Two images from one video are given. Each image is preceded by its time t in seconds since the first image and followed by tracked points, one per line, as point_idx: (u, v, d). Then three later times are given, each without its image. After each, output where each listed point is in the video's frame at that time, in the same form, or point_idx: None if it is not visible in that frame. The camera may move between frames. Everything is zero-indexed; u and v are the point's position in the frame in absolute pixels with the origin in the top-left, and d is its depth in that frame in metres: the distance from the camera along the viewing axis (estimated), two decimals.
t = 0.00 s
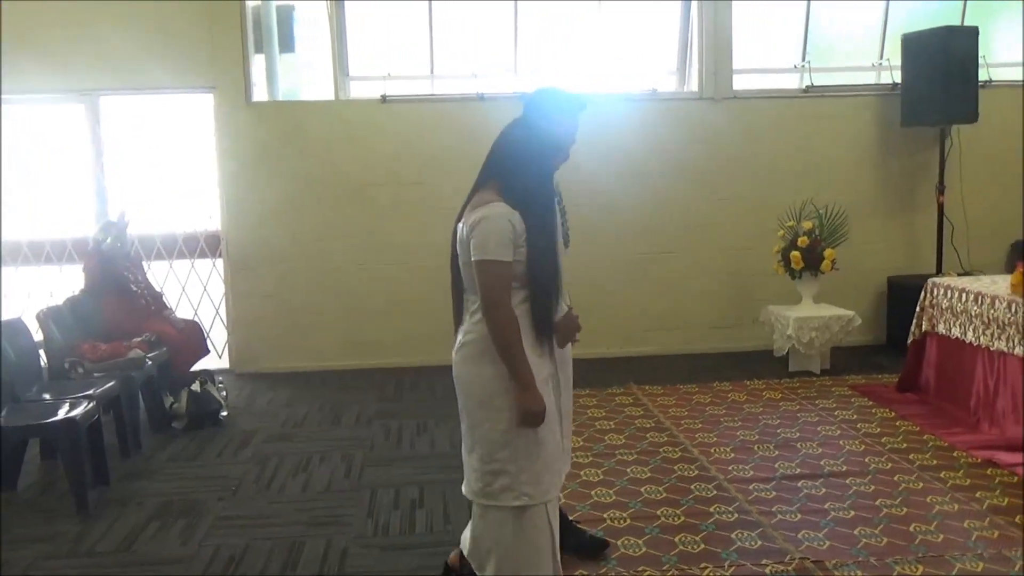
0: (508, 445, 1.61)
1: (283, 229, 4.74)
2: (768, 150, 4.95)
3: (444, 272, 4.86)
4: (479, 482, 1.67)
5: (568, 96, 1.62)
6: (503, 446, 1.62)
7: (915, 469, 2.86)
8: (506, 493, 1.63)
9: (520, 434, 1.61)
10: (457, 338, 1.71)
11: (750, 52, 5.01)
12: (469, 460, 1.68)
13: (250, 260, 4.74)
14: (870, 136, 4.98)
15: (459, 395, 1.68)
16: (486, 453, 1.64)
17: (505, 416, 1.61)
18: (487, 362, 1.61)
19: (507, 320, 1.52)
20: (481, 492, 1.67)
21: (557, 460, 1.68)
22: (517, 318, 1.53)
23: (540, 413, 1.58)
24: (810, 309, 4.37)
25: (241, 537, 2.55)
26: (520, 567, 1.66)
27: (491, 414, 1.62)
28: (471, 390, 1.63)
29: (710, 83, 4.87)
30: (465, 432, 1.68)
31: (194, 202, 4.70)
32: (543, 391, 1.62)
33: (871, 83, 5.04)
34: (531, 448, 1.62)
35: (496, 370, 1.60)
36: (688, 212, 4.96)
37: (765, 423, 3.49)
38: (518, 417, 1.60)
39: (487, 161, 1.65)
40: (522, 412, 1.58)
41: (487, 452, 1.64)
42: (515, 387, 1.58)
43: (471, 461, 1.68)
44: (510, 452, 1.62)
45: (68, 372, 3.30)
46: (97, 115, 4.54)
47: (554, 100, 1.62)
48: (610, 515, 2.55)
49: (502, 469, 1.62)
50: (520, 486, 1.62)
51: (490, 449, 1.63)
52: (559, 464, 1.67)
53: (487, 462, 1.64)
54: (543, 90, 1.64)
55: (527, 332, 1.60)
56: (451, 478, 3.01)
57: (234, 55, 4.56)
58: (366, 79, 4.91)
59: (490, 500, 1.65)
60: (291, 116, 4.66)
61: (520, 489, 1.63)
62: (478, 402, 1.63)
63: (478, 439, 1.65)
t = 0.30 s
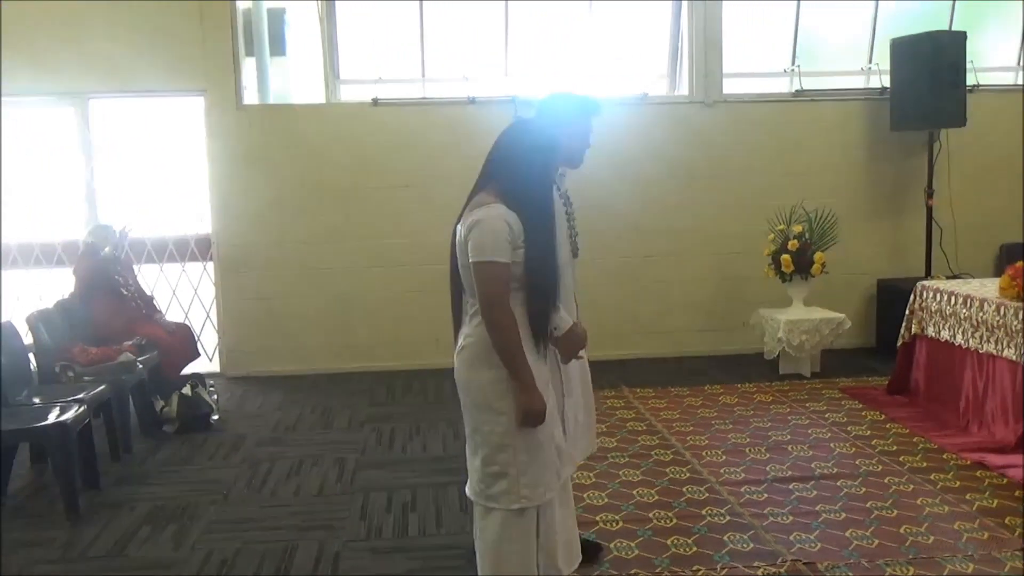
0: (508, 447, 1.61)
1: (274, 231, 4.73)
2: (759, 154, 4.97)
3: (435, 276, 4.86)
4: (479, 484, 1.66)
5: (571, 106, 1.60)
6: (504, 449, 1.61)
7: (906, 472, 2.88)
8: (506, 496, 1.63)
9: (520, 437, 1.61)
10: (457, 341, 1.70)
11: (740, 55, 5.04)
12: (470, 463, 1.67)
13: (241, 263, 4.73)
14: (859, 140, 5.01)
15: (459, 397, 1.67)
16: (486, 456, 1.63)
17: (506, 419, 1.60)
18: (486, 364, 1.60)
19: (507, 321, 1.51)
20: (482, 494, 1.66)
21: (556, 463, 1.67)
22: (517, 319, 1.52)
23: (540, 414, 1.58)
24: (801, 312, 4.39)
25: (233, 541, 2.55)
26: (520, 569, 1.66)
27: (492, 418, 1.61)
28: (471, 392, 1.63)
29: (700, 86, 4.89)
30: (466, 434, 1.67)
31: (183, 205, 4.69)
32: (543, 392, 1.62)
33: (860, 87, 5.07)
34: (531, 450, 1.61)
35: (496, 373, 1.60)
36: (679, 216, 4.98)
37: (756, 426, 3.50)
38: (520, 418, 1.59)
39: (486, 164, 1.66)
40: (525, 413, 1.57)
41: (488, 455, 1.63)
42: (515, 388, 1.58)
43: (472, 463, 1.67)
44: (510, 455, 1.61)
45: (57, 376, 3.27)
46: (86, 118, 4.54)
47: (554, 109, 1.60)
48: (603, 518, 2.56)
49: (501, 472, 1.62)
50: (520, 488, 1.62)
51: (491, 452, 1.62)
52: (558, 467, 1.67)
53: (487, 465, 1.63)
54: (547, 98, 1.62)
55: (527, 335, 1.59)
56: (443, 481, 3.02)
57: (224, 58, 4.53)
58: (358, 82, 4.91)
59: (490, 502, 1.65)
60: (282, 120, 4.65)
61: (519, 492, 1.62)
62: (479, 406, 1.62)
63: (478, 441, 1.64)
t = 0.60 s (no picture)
0: (518, 446, 1.62)
1: (270, 234, 4.74)
2: (751, 158, 5.00)
3: (430, 279, 4.87)
4: (489, 481, 1.68)
5: (574, 108, 1.64)
6: (512, 447, 1.63)
7: (901, 472, 2.90)
8: (515, 493, 1.64)
9: (530, 434, 1.62)
10: (465, 342, 1.71)
11: (734, 59, 5.06)
12: (480, 462, 1.69)
13: (236, 266, 4.73)
14: (852, 143, 5.04)
15: (469, 396, 1.69)
16: (495, 454, 1.65)
17: (515, 418, 1.61)
18: (494, 363, 1.62)
19: (515, 320, 1.53)
20: (492, 491, 1.68)
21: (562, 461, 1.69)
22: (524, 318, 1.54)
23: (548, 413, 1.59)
24: (794, 314, 4.42)
25: (233, 543, 2.55)
26: (528, 568, 1.67)
27: (500, 417, 1.63)
28: (481, 393, 1.64)
29: (694, 90, 4.91)
30: (475, 433, 1.69)
31: (180, 207, 4.68)
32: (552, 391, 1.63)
33: (852, 91, 5.11)
34: (540, 448, 1.63)
35: (505, 372, 1.61)
36: (673, 219, 4.99)
37: (751, 427, 3.52)
38: (530, 417, 1.60)
39: (489, 166, 1.66)
40: (536, 411, 1.59)
41: (497, 453, 1.65)
42: (524, 387, 1.59)
43: (481, 462, 1.69)
44: (519, 453, 1.62)
45: (54, 379, 3.28)
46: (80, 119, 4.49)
47: (555, 112, 1.64)
48: (601, 519, 2.57)
49: (511, 470, 1.63)
50: (529, 486, 1.63)
51: (499, 450, 1.64)
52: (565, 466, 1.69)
53: (497, 462, 1.65)
54: (550, 104, 1.66)
55: (535, 334, 1.60)
56: (440, 483, 3.03)
57: (220, 60, 4.55)
58: (352, 85, 4.92)
59: (500, 499, 1.66)
60: (276, 122, 4.65)
61: (529, 489, 1.63)
62: (486, 405, 1.64)
63: (488, 439, 1.66)
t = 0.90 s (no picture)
0: (522, 444, 1.64)
1: (266, 237, 4.74)
2: (745, 160, 5.03)
3: (426, 281, 4.89)
4: (492, 479, 1.70)
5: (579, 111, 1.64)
6: (516, 445, 1.65)
7: (895, 471, 2.93)
8: (518, 491, 1.66)
9: (533, 433, 1.65)
10: (471, 342, 1.74)
11: (728, 62, 5.09)
12: (484, 459, 1.71)
13: (232, 268, 4.74)
14: (844, 145, 5.08)
15: (475, 395, 1.71)
16: (499, 452, 1.67)
17: (520, 416, 1.64)
18: (502, 363, 1.64)
19: (526, 320, 1.55)
20: (494, 490, 1.69)
21: (564, 460, 1.71)
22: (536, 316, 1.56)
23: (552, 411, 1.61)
24: (788, 315, 4.45)
25: (233, 544, 2.57)
26: (528, 566, 1.68)
27: (506, 415, 1.65)
28: (487, 391, 1.66)
29: (688, 92, 4.94)
30: (480, 431, 1.71)
31: (178, 209, 4.68)
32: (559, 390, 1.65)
33: (845, 93, 5.14)
34: (543, 447, 1.65)
35: (515, 370, 1.64)
36: (667, 220, 5.02)
37: (747, 427, 3.55)
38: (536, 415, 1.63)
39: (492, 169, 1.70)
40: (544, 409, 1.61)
41: (501, 451, 1.67)
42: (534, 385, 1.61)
43: (485, 460, 1.71)
44: (523, 452, 1.64)
45: (51, 382, 3.30)
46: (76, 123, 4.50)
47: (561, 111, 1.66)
48: (600, 518, 2.60)
49: (514, 468, 1.65)
50: (532, 485, 1.65)
51: (503, 448, 1.66)
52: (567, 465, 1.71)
53: (500, 461, 1.67)
54: (554, 108, 1.68)
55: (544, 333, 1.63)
56: (439, 484, 3.05)
57: (216, 62, 4.55)
58: (348, 88, 4.93)
59: (503, 498, 1.68)
60: (271, 125, 4.66)
61: (531, 487, 1.65)
62: (492, 404, 1.66)
63: (492, 437, 1.68)
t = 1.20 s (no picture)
0: (525, 439, 1.66)
1: (259, 237, 4.75)
2: (737, 157, 5.06)
3: (420, 280, 4.90)
4: (495, 474, 1.71)
5: (581, 111, 1.78)
6: (520, 441, 1.67)
7: (888, 466, 2.96)
8: (522, 486, 1.67)
9: (537, 427, 1.66)
10: (473, 340, 1.76)
11: (718, 61, 5.12)
12: (487, 455, 1.72)
13: (225, 269, 4.73)
14: (834, 143, 5.11)
15: (478, 391, 1.73)
16: (503, 447, 1.68)
17: (523, 412, 1.66)
18: (504, 360, 1.66)
19: (529, 317, 1.57)
20: (498, 485, 1.71)
21: (565, 456, 1.73)
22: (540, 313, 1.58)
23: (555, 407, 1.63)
24: (780, 312, 4.48)
25: (232, 543, 2.58)
26: (532, 560, 1.70)
27: (509, 411, 1.66)
28: (490, 388, 1.68)
29: (679, 91, 4.96)
30: (483, 427, 1.73)
31: (170, 210, 4.69)
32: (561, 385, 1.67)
33: (835, 92, 5.18)
34: (545, 441, 1.67)
35: (518, 367, 1.66)
36: (660, 219, 5.04)
37: (741, 424, 3.57)
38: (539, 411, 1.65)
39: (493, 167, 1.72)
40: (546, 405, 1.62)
41: (505, 446, 1.68)
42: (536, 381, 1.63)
43: (489, 456, 1.72)
44: (526, 447, 1.66)
45: (46, 384, 3.28)
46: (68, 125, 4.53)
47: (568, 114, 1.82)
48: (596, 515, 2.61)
49: (518, 463, 1.67)
50: (535, 479, 1.67)
51: (507, 443, 1.67)
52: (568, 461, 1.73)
53: (503, 456, 1.68)
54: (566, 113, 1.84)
55: (546, 331, 1.64)
56: (435, 482, 3.06)
57: (208, 63, 4.55)
58: (340, 88, 4.93)
59: (506, 492, 1.69)
60: (264, 125, 4.67)
61: (535, 482, 1.67)
62: (496, 400, 1.68)
63: (496, 433, 1.70)
